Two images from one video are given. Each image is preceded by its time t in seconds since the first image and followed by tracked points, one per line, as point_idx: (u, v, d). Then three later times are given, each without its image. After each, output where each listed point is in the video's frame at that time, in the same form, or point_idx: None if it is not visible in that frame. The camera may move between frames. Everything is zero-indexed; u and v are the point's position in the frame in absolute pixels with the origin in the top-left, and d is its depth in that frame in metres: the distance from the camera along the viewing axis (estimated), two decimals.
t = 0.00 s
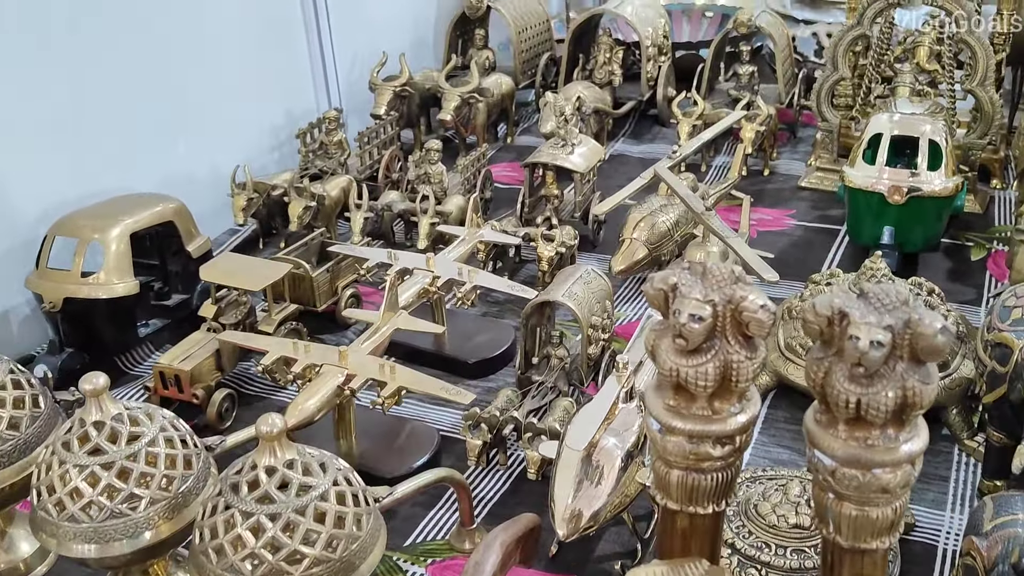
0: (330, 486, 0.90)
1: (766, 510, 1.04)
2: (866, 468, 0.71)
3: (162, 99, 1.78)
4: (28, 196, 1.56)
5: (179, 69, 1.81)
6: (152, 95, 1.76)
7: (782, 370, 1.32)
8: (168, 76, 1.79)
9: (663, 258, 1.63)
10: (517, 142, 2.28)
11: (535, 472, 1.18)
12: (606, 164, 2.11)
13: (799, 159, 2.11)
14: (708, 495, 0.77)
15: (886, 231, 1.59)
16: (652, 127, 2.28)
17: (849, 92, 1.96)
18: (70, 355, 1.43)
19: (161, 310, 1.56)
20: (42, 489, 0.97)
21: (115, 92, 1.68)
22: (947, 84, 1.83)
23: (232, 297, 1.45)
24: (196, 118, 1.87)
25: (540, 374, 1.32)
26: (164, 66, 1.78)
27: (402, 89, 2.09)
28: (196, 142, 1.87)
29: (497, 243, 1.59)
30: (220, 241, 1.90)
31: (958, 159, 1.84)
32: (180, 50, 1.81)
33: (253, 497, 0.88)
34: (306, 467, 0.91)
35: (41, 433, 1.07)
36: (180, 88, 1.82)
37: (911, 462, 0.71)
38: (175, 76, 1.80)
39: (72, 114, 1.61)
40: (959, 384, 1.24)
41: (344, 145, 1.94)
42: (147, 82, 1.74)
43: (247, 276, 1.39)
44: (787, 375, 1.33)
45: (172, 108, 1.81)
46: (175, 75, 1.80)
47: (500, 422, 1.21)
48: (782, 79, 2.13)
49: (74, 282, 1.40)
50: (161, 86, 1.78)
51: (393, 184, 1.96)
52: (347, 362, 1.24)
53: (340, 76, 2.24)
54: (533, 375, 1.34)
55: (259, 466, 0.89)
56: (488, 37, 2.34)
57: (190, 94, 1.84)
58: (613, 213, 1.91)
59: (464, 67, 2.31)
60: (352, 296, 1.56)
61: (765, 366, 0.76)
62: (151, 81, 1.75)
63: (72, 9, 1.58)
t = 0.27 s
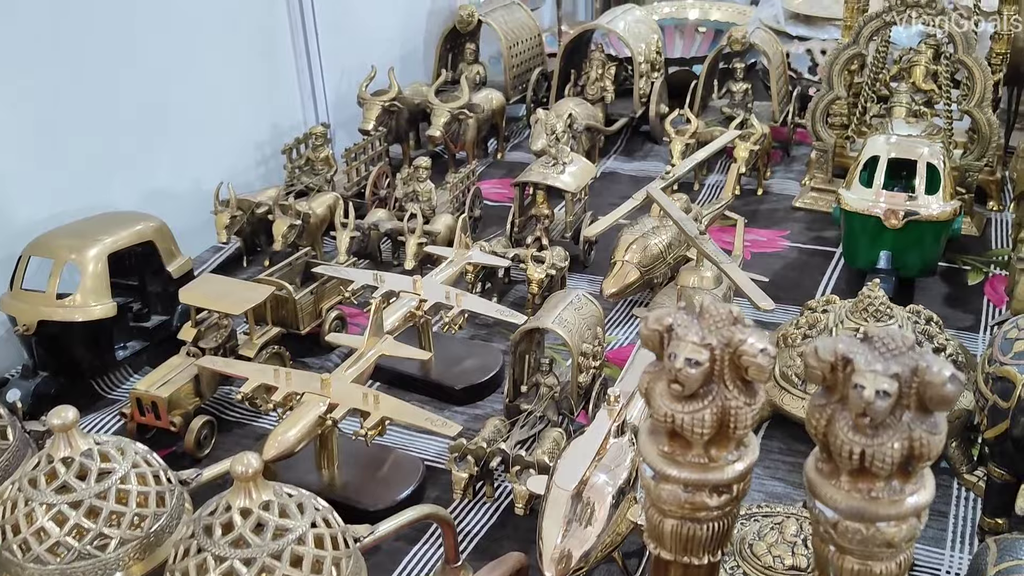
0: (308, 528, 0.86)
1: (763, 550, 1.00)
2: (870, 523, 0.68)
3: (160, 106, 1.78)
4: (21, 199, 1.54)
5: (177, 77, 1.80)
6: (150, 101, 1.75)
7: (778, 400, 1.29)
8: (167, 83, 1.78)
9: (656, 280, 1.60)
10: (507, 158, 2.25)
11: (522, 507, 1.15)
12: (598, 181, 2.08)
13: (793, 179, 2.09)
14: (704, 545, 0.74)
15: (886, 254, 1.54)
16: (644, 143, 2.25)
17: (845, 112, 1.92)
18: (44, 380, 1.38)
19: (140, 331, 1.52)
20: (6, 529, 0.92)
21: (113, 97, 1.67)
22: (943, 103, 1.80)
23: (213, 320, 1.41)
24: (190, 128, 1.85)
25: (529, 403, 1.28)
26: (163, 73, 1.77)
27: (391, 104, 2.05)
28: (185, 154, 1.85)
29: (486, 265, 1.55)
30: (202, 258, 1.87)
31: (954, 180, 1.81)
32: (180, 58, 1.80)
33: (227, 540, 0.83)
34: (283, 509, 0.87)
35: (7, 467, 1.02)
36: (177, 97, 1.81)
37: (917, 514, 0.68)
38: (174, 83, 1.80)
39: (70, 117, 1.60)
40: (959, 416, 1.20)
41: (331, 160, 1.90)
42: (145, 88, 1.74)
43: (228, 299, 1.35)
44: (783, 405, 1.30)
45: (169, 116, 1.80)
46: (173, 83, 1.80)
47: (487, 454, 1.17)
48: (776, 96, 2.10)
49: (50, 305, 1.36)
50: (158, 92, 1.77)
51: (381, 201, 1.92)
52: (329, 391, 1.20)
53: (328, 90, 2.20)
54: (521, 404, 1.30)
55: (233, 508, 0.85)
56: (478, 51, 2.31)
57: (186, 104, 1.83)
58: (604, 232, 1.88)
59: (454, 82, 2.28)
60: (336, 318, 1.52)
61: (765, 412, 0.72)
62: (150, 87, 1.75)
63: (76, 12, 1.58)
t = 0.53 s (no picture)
0: (268, 571, 0.82)
1: None
2: None
3: (151, 113, 1.77)
4: (15, 199, 1.53)
5: (170, 86, 1.80)
6: (143, 107, 1.75)
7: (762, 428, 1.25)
8: (162, 89, 1.78)
9: (639, 301, 1.56)
10: (490, 173, 2.21)
11: (497, 541, 1.11)
12: (582, 197, 2.04)
13: (779, 196, 2.06)
14: None
15: (870, 274, 1.52)
16: (629, 159, 2.22)
17: (831, 128, 1.89)
18: (4, 404, 1.33)
19: (107, 352, 1.47)
20: None
21: (107, 100, 1.67)
22: (931, 121, 1.77)
23: (182, 341, 1.37)
24: (178, 139, 1.84)
25: (506, 429, 1.25)
26: (159, 79, 1.77)
27: (371, 118, 2.01)
28: (167, 167, 1.82)
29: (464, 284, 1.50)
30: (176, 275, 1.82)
31: (942, 200, 1.79)
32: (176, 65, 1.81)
33: None
34: (242, 550, 0.83)
35: None
36: (169, 104, 1.80)
37: (906, 567, 0.64)
38: (168, 91, 1.80)
39: (64, 117, 1.60)
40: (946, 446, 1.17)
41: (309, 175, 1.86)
42: (139, 92, 1.73)
43: (197, 321, 1.31)
44: (767, 433, 1.26)
45: (166, 120, 1.80)
46: (170, 88, 1.80)
47: (461, 485, 1.13)
48: (762, 113, 2.07)
49: (12, 326, 1.31)
50: (152, 97, 1.76)
51: (359, 216, 1.88)
52: (298, 418, 1.16)
53: (307, 104, 2.16)
54: (498, 431, 1.26)
55: (189, 550, 0.81)
56: (461, 64, 2.28)
57: (175, 116, 1.82)
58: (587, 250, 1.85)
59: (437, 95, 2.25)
60: (310, 339, 1.48)
61: (746, 455, 0.69)
62: (144, 92, 1.74)
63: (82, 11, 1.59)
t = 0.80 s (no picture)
0: None
1: None
2: None
3: (138, 125, 1.77)
4: (11, 197, 1.54)
5: (165, 94, 1.81)
6: (132, 117, 1.75)
7: (742, 455, 1.22)
8: (151, 100, 1.78)
9: (618, 322, 1.53)
10: (469, 189, 2.18)
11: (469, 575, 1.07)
12: (562, 214, 2.02)
13: (760, 213, 2.04)
14: None
15: (853, 294, 1.49)
16: (610, 174, 2.20)
17: (813, 145, 1.87)
18: None
19: (71, 376, 1.42)
20: None
21: (105, 103, 1.69)
22: (914, 137, 1.76)
23: (148, 365, 1.33)
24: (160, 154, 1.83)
25: (481, 456, 1.21)
26: (149, 88, 1.78)
27: (348, 132, 1.97)
28: (145, 183, 1.81)
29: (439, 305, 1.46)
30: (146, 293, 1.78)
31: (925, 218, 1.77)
32: (167, 77, 1.81)
33: None
34: None
35: None
36: (157, 116, 1.80)
37: None
38: (159, 99, 1.80)
39: (54, 125, 1.60)
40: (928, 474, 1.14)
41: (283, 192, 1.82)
42: (129, 101, 1.74)
43: (163, 345, 1.27)
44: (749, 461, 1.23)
45: (162, 126, 1.82)
46: (168, 94, 1.82)
47: (432, 516, 1.10)
48: (744, 128, 2.05)
49: None
50: (141, 107, 1.76)
51: (335, 234, 1.85)
52: (264, 447, 1.13)
53: (283, 121, 2.13)
54: (472, 458, 1.23)
55: None
56: (441, 77, 2.25)
57: (168, 123, 1.83)
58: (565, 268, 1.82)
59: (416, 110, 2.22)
60: (281, 362, 1.45)
61: (718, 496, 0.67)
62: (136, 101, 1.75)
63: (87, 13, 1.62)
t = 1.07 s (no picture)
0: None
1: None
2: None
3: (133, 135, 1.78)
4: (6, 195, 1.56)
5: (164, 102, 1.84)
6: (129, 125, 1.77)
7: (721, 492, 1.20)
8: (148, 111, 1.80)
9: (597, 352, 1.52)
10: (449, 213, 2.17)
11: None
12: (542, 238, 2.00)
13: (741, 238, 2.03)
14: None
15: (832, 324, 1.48)
16: (591, 198, 2.19)
17: (793, 170, 1.86)
18: None
19: (39, 412, 1.40)
20: None
21: (105, 104, 1.71)
22: (894, 163, 1.75)
23: (118, 401, 1.31)
24: (152, 166, 1.84)
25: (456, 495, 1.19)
26: (148, 95, 1.80)
27: (326, 157, 1.95)
28: (134, 195, 1.81)
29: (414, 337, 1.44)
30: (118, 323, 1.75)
31: (905, 244, 1.77)
32: (165, 88, 1.84)
33: None
34: None
35: None
36: (152, 127, 1.82)
37: None
38: (156, 107, 1.82)
39: (53, 130, 1.62)
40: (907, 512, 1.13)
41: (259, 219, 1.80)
42: (127, 110, 1.76)
43: (132, 382, 1.25)
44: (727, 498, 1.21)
45: (157, 134, 1.84)
46: (165, 102, 1.84)
47: (404, 560, 1.07)
48: (724, 152, 2.04)
49: None
50: (139, 117, 1.79)
51: (312, 260, 1.83)
52: (233, 488, 1.11)
53: (260, 146, 2.11)
54: (447, 497, 1.21)
55: None
56: (420, 100, 2.24)
57: (164, 131, 1.85)
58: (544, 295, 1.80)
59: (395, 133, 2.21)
60: (254, 396, 1.41)
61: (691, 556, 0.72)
62: (133, 110, 1.77)
63: (97, 11, 1.66)
